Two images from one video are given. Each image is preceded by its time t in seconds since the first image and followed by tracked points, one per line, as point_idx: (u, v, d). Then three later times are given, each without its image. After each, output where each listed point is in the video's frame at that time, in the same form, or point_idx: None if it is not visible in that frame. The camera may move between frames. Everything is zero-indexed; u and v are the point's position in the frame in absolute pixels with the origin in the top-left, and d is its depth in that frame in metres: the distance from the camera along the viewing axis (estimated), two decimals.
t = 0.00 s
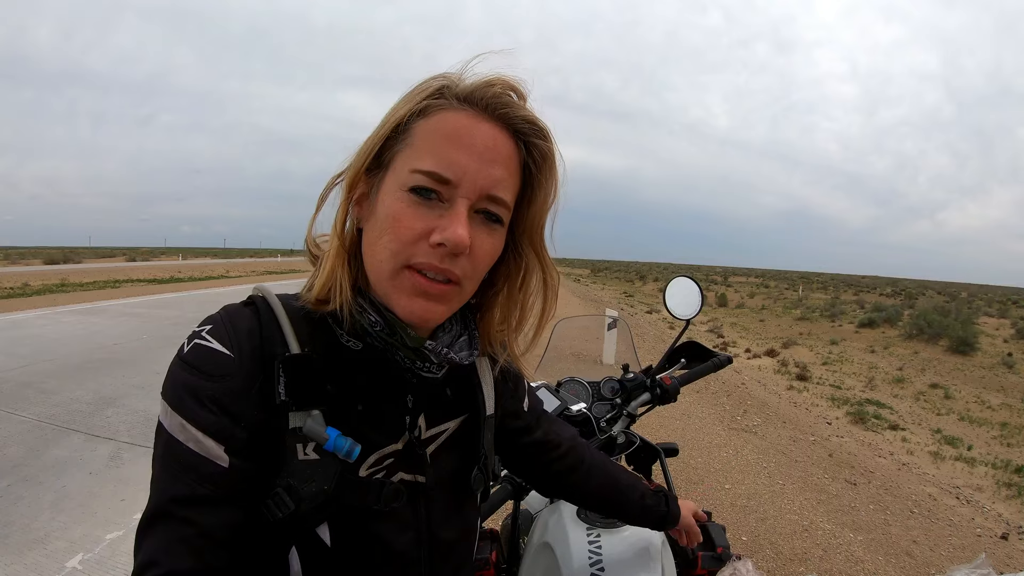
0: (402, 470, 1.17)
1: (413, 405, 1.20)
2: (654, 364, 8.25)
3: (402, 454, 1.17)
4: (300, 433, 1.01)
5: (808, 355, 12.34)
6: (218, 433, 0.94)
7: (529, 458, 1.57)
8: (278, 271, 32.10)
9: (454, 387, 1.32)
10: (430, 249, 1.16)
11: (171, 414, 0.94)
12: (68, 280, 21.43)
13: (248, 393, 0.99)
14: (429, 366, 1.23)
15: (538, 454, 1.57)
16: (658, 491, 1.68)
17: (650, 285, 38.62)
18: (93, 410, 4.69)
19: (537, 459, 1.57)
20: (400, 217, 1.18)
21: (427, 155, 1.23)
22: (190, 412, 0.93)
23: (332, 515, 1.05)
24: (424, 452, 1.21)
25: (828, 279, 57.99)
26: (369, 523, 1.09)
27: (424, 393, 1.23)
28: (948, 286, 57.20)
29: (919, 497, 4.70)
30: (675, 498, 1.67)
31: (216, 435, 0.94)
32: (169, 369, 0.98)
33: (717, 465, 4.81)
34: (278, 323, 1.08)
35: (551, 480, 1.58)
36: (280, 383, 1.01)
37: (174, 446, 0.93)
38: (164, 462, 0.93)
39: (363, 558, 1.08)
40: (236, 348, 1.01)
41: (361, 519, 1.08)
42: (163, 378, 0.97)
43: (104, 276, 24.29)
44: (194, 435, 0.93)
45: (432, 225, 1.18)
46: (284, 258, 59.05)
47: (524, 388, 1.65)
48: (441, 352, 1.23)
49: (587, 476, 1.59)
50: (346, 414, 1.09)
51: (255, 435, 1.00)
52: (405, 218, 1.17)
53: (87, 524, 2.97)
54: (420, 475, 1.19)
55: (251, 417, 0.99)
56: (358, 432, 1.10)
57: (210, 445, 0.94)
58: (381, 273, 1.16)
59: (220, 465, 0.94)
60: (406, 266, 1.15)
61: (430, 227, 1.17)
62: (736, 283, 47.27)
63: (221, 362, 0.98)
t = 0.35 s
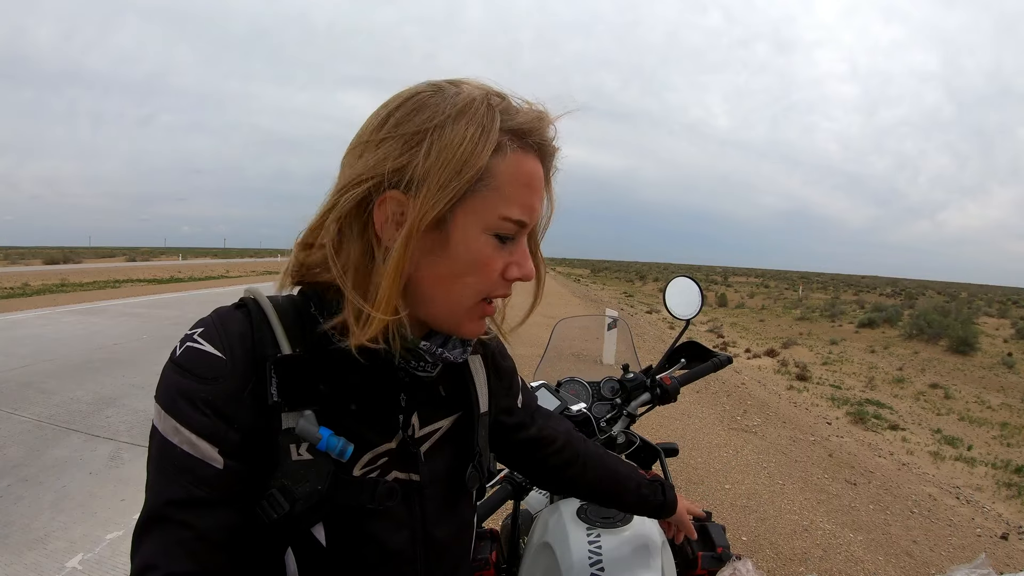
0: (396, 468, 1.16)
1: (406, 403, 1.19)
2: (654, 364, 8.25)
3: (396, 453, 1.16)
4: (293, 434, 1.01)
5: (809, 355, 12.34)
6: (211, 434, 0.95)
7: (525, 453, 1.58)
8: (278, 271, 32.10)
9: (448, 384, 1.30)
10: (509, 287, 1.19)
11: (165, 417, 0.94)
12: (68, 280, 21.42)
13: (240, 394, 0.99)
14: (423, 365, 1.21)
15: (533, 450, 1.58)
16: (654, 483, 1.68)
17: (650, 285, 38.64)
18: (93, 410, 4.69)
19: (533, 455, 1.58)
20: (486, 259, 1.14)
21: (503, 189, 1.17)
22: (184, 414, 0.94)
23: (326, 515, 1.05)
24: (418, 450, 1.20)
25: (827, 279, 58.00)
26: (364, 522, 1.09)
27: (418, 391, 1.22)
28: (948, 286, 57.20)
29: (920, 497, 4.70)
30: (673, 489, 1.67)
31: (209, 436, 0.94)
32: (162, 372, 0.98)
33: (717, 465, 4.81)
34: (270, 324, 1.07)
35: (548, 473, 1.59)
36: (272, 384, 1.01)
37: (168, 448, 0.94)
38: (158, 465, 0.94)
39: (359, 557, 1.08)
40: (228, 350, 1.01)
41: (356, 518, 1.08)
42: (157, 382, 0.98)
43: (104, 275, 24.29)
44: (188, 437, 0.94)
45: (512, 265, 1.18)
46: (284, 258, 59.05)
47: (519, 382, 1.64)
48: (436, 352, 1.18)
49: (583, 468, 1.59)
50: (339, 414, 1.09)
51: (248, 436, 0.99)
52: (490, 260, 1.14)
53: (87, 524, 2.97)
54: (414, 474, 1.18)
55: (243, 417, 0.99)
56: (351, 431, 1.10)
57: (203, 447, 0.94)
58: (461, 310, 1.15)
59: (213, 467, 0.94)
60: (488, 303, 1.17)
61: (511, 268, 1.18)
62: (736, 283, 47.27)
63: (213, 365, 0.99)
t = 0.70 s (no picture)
0: (395, 469, 1.16)
1: (407, 404, 1.18)
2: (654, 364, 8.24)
3: (396, 454, 1.16)
4: (292, 433, 1.01)
5: (808, 355, 12.34)
6: (211, 431, 0.95)
7: (525, 456, 1.58)
8: (277, 271, 32.08)
9: (450, 386, 1.29)
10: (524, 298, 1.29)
11: (165, 414, 0.95)
12: (68, 280, 21.41)
13: (241, 392, 0.99)
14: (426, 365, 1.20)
15: (532, 453, 1.57)
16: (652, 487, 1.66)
17: (650, 286, 38.65)
18: (93, 410, 4.69)
19: (533, 458, 1.58)
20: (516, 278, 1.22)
21: (542, 215, 1.22)
22: (184, 411, 0.94)
23: (323, 514, 1.05)
24: (418, 451, 1.19)
25: (827, 279, 58.00)
26: (363, 522, 1.09)
27: (420, 392, 1.21)
28: (948, 286, 57.18)
29: (920, 497, 4.70)
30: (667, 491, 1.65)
31: (209, 433, 0.95)
32: (163, 368, 0.99)
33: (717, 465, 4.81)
34: (271, 321, 1.07)
35: (548, 477, 1.59)
36: (273, 382, 1.01)
37: (166, 445, 0.94)
38: (158, 460, 0.94)
39: (357, 556, 1.09)
40: (230, 347, 1.01)
41: (355, 517, 1.09)
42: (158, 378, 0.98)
43: (104, 276, 24.29)
44: (188, 433, 0.94)
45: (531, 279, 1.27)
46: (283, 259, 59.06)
47: (520, 385, 1.63)
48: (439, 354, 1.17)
49: (582, 471, 1.59)
50: (339, 413, 1.08)
51: (247, 433, 1.00)
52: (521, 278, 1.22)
53: (87, 524, 2.97)
54: (413, 476, 1.18)
55: (243, 415, 0.99)
56: (349, 432, 1.10)
57: (204, 446, 0.94)
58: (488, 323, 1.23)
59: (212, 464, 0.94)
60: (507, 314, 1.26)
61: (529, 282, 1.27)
62: (736, 283, 47.27)
63: (214, 362, 0.99)
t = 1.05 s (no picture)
0: (390, 479, 1.16)
1: (408, 415, 1.17)
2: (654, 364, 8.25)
3: (392, 463, 1.15)
4: (289, 436, 1.00)
5: (808, 355, 12.34)
6: (210, 425, 0.95)
7: (532, 470, 1.57)
8: (277, 271, 32.07)
9: (454, 399, 1.28)
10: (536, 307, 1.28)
11: (168, 403, 0.95)
12: (68, 280, 21.39)
13: (242, 388, 0.99)
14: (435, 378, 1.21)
15: (540, 466, 1.57)
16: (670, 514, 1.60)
17: (650, 286, 38.64)
18: (93, 410, 4.69)
19: (540, 471, 1.57)
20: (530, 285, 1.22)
21: (557, 222, 1.22)
22: (186, 403, 0.94)
23: (315, 518, 1.05)
24: (416, 463, 1.19)
25: (827, 279, 58.01)
26: (353, 529, 1.09)
27: (421, 404, 1.20)
28: (947, 286, 57.18)
29: (920, 497, 4.70)
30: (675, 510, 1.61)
31: (208, 427, 0.94)
32: (167, 358, 0.99)
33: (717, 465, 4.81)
34: (277, 318, 1.07)
35: (557, 492, 1.57)
36: (274, 384, 1.00)
37: (166, 434, 0.94)
38: (157, 448, 0.94)
39: (344, 561, 1.09)
40: (234, 343, 1.01)
41: (346, 525, 1.09)
42: (161, 367, 0.98)
43: (103, 275, 24.29)
44: (188, 425, 0.94)
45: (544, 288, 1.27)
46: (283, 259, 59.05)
47: (532, 398, 1.64)
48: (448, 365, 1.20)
49: (592, 487, 1.57)
50: (338, 419, 1.08)
51: (246, 432, 0.99)
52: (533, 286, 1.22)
53: (87, 524, 2.97)
54: (407, 486, 1.17)
55: (244, 413, 0.98)
56: (345, 440, 1.10)
57: (206, 439, 0.94)
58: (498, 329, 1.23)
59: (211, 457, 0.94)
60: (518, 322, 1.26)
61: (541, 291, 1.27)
62: (736, 283, 47.27)
63: (217, 356, 0.99)
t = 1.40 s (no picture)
0: (360, 464, 1.16)
1: (373, 400, 1.19)
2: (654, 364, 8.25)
3: (361, 448, 1.16)
4: (263, 425, 1.00)
5: (808, 355, 12.35)
6: (181, 418, 0.94)
7: (496, 451, 1.58)
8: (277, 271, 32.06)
9: (415, 383, 1.32)
10: (427, 262, 1.15)
11: (134, 398, 0.93)
12: (69, 280, 21.39)
13: (213, 380, 0.98)
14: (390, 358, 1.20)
15: (504, 447, 1.58)
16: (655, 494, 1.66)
17: (649, 286, 38.66)
18: (93, 410, 4.69)
19: (504, 453, 1.59)
20: (401, 229, 1.15)
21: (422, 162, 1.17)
22: (155, 397, 0.93)
23: (291, 506, 1.05)
24: (383, 446, 1.21)
25: (827, 280, 58.04)
26: (328, 515, 1.10)
27: (385, 389, 1.22)
28: (947, 286, 57.21)
29: (919, 497, 4.70)
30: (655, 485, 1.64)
31: (179, 420, 0.94)
32: (131, 353, 0.97)
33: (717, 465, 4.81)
34: (244, 310, 1.07)
35: (519, 470, 1.59)
36: (244, 373, 1.00)
37: (136, 430, 0.93)
38: (127, 445, 0.92)
39: (320, 550, 1.09)
40: (201, 333, 1.00)
41: (320, 511, 1.09)
42: (124, 363, 0.96)
43: (104, 275, 24.30)
44: (159, 419, 0.93)
45: (429, 237, 1.16)
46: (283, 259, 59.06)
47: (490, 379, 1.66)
48: (403, 343, 1.18)
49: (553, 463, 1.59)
50: (305, 407, 1.07)
51: (217, 424, 0.99)
52: (406, 229, 1.15)
53: (87, 524, 2.97)
54: (377, 470, 1.19)
55: (215, 405, 0.98)
56: (318, 427, 1.09)
57: (179, 432, 0.94)
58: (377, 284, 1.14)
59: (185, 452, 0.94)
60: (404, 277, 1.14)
61: (428, 241, 1.16)
62: (735, 283, 47.31)
63: (185, 348, 0.97)
